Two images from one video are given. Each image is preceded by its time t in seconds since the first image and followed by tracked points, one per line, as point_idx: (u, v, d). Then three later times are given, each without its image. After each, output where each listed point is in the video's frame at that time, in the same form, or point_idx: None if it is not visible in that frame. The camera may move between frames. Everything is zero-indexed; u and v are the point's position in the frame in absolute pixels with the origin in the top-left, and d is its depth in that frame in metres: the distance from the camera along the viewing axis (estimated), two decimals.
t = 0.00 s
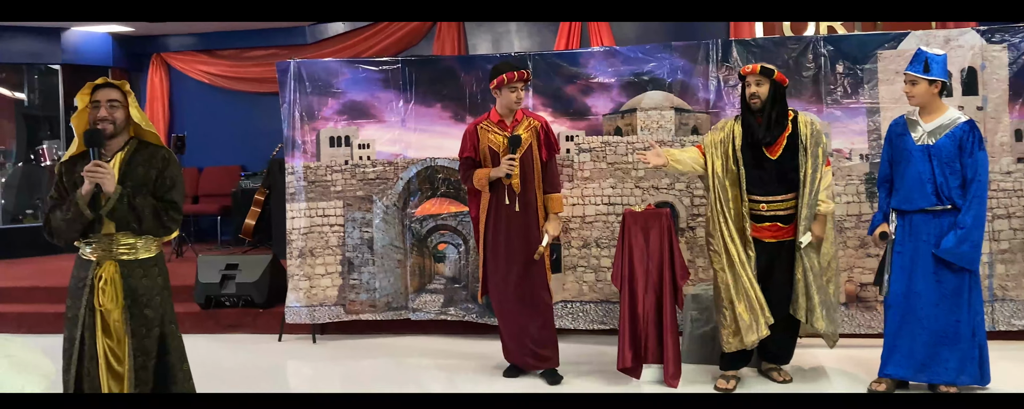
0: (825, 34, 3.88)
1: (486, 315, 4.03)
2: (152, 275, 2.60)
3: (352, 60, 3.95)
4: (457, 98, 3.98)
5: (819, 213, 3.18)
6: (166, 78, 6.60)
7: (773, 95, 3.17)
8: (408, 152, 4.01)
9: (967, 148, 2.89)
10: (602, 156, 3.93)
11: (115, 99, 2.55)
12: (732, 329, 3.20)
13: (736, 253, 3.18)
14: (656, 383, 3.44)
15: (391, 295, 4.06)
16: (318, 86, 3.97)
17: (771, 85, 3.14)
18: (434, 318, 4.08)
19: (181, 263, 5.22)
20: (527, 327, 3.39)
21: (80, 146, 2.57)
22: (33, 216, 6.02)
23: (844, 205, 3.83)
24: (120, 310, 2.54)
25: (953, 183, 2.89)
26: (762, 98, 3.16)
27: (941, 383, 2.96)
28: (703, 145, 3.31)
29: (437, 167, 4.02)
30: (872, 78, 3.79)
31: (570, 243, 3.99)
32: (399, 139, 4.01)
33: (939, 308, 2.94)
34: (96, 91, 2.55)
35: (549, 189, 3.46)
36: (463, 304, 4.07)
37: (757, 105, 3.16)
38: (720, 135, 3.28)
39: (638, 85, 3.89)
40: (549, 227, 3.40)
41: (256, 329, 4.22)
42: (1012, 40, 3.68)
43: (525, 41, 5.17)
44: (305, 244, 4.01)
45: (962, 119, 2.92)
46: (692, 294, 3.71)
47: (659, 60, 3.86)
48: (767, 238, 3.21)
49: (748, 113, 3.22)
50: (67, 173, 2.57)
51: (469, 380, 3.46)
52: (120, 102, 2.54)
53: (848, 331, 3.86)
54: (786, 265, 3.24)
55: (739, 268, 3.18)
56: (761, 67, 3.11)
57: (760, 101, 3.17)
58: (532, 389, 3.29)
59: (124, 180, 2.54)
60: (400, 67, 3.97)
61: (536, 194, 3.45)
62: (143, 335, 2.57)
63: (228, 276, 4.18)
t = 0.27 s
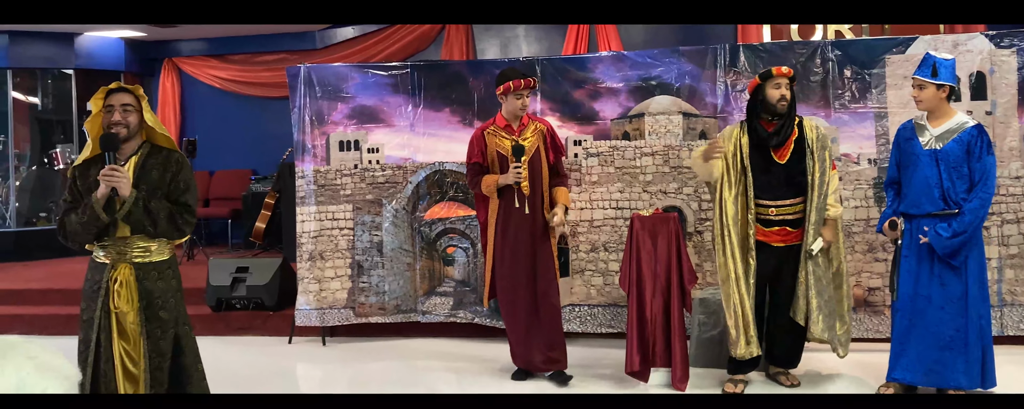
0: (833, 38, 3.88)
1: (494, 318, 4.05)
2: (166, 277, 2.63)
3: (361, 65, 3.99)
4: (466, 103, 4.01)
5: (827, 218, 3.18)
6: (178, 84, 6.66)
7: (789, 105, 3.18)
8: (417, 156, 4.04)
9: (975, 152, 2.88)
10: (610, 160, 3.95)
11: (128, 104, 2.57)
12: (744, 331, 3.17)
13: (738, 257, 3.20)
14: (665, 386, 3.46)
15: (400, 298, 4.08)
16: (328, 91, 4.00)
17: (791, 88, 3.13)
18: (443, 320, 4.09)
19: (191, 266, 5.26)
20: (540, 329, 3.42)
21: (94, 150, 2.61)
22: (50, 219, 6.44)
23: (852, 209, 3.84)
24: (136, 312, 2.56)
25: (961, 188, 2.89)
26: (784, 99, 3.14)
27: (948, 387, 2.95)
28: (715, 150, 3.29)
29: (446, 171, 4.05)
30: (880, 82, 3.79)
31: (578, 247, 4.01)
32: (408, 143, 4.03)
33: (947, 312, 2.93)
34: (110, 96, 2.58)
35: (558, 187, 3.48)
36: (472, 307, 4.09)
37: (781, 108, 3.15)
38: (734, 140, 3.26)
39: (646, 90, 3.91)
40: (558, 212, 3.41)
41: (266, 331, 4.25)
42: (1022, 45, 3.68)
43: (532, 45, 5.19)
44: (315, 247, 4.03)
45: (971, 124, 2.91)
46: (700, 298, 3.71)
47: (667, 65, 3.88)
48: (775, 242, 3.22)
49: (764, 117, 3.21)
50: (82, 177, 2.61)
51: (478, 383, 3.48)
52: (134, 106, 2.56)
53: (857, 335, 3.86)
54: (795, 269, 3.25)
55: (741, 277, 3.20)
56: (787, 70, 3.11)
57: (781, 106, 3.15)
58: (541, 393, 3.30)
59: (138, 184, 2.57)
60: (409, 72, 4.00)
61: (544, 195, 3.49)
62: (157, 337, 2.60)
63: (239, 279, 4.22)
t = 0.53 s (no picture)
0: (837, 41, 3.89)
1: (499, 319, 4.08)
2: (171, 277, 2.66)
3: (368, 67, 4.02)
4: (471, 104, 4.03)
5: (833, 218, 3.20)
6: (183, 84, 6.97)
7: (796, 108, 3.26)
8: (423, 157, 4.07)
9: (974, 155, 2.86)
10: (614, 162, 3.96)
11: (139, 105, 2.60)
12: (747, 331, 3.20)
13: (745, 258, 3.20)
14: (666, 388, 3.48)
15: (405, 298, 4.11)
16: (334, 92, 4.03)
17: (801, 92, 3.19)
18: (449, 320, 4.12)
19: (198, 265, 5.30)
20: (553, 331, 3.45)
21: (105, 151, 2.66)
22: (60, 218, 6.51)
23: (855, 212, 3.85)
24: (141, 312, 2.59)
25: (959, 190, 2.90)
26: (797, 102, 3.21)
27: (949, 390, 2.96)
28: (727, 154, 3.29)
29: (451, 172, 4.07)
30: (884, 85, 3.80)
31: (583, 248, 4.03)
32: (413, 144, 4.06)
33: (949, 315, 2.93)
34: (120, 97, 2.61)
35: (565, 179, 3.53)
36: (477, 307, 4.11)
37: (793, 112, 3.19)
38: (747, 141, 3.26)
39: (650, 92, 3.93)
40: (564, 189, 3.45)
41: (273, 331, 4.28)
42: None
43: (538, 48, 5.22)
44: (322, 248, 4.08)
45: (972, 126, 2.91)
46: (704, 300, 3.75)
47: (672, 68, 3.90)
48: (781, 244, 3.22)
49: (781, 119, 3.21)
50: (92, 176, 2.65)
51: (483, 383, 3.50)
52: (143, 108, 2.59)
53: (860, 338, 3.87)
54: (799, 271, 3.26)
55: (746, 279, 3.20)
56: (800, 75, 3.17)
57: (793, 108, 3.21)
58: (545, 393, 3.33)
59: (145, 185, 2.60)
60: (415, 74, 4.02)
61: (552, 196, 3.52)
62: (161, 337, 2.62)
63: (246, 278, 4.25)
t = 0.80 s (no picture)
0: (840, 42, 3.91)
1: (502, 316, 4.10)
2: (173, 275, 2.68)
3: (372, 66, 4.04)
4: (475, 104, 4.05)
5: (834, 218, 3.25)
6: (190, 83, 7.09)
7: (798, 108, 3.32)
8: (426, 156, 4.09)
9: (966, 154, 2.87)
10: (617, 162, 3.98)
11: (144, 103, 2.64)
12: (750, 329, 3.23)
13: (746, 258, 3.23)
14: (667, 387, 3.49)
15: (408, 295, 4.14)
16: (339, 91, 4.06)
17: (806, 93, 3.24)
18: (451, 318, 4.15)
19: (202, 262, 5.33)
20: (563, 326, 3.52)
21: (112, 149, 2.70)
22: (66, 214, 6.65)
23: (856, 213, 3.87)
24: (143, 308, 2.61)
25: (952, 189, 2.91)
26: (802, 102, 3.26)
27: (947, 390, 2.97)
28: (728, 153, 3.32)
29: (454, 171, 4.09)
30: (886, 86, 3.81)
31: (585, 247, 4.05)
32: (417, 143, 4.08)
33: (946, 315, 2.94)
34: (127, 95, 2.64)
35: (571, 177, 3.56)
36: (480, 305, 4.14)
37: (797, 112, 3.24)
38: (756, 139, 3.25)
39: (653, 93, 3.95)
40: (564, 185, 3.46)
41: (277, 327, 4.31)
42: None
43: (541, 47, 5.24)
44: (325, 245, 4.10)
45: (965, 126, 2.91)
46: (704, 299, 3.78)
47: (674, 68, 3.92)
48: (785, 244, 3.24)
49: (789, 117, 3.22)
50: (100, 173, 2.69)
51: (486, 380, 3.53)
52: (148, 106, 2.63)
53: (860, 338, 3.89)
54: (801, 271, 3.28)
55: (754, 279, 3.22)
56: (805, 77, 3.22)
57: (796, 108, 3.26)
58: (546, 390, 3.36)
59: (148, 183, 2.62)
60: (419, 73, 4.04)
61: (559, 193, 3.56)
62: (161, 334, 2.63)
63: (251, 275, 4.29)
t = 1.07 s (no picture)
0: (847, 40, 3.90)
1: (507, 312, 4.10)
2: (178, 269, 2.68)
3: (378, 61, 4.03)
4: (481, 99, 4.04)
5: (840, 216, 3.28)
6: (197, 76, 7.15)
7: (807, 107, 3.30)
8: (432, 151, 4.09)
9: (966, 153, 2.87)
10: (623, 158, 3.99)
11: (151, 98, 2.64)
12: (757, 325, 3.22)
13: (753, 256, 3.24)
14: (672, 383, 3.50)
15: (413, 291, 4.14)
16: (345, 87, 4.06)
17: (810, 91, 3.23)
18: (456, 314, 4.15)
19: (208, 256, 5.35)
20: (575, 322, 3.55)
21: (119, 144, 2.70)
22: (72, 209, 6.69)
23: (863, 210, 3.86)
24: (148, 303, 2.62)
25: (952, 188, 2.91)
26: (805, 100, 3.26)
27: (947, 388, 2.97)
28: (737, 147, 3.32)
29: (460, 167, 4.08)
30: (893, 84, 3.81)
31: (591, 243, 4.06)
32: (423, 138, 4.08)
33: (944, 314, 2.94)
34: (135, 90, 2.65)
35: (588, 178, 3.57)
36: (485, 300, 4.13)
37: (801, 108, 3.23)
38: (763, 137, 3.26)
39: (660, 89, 3.94)
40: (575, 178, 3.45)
41: (283, 321, 4.33)
42: None
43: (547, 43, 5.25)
44: (331, 240, 4.11)
45: (965, 125, 2.91)
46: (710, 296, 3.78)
47: (681, 65, 3.91)
48: (791, 241, 3.25)
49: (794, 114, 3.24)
50: (106, 168, 2.69)
51: (491, 376, 3.54)
52: (155, 100, 2.63)
53: (865, 335, 3.89)
54: (808, 268, 3.28)
55: (764, 276, 3.22)
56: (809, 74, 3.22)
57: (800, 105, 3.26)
58: (553, 386, 3.37)
59: (155, 178, 2.63)
60: (425, 68, 4.04)
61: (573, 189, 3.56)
62: (166, 328, 2.63)
63: (256, 270, 4.28)
